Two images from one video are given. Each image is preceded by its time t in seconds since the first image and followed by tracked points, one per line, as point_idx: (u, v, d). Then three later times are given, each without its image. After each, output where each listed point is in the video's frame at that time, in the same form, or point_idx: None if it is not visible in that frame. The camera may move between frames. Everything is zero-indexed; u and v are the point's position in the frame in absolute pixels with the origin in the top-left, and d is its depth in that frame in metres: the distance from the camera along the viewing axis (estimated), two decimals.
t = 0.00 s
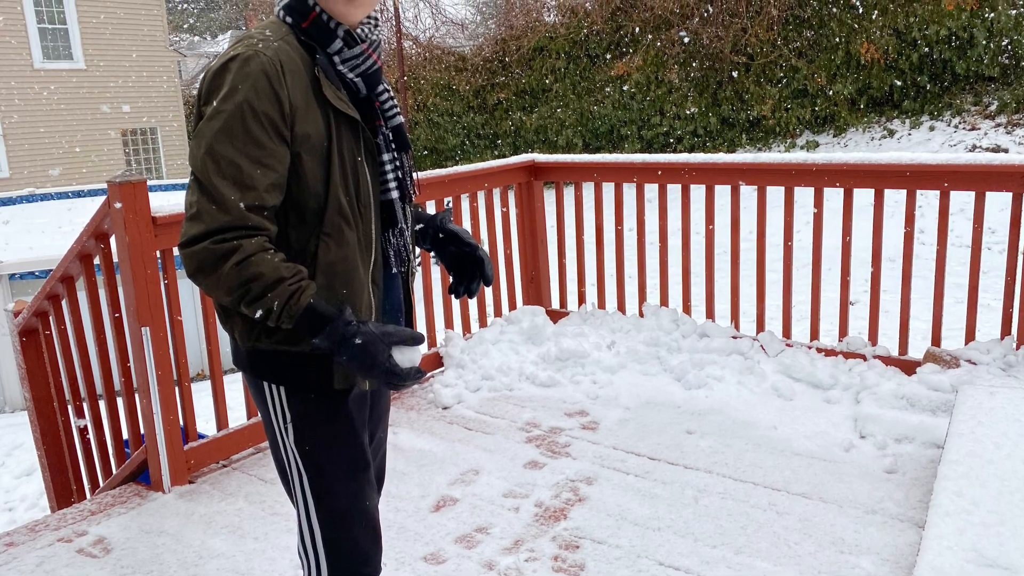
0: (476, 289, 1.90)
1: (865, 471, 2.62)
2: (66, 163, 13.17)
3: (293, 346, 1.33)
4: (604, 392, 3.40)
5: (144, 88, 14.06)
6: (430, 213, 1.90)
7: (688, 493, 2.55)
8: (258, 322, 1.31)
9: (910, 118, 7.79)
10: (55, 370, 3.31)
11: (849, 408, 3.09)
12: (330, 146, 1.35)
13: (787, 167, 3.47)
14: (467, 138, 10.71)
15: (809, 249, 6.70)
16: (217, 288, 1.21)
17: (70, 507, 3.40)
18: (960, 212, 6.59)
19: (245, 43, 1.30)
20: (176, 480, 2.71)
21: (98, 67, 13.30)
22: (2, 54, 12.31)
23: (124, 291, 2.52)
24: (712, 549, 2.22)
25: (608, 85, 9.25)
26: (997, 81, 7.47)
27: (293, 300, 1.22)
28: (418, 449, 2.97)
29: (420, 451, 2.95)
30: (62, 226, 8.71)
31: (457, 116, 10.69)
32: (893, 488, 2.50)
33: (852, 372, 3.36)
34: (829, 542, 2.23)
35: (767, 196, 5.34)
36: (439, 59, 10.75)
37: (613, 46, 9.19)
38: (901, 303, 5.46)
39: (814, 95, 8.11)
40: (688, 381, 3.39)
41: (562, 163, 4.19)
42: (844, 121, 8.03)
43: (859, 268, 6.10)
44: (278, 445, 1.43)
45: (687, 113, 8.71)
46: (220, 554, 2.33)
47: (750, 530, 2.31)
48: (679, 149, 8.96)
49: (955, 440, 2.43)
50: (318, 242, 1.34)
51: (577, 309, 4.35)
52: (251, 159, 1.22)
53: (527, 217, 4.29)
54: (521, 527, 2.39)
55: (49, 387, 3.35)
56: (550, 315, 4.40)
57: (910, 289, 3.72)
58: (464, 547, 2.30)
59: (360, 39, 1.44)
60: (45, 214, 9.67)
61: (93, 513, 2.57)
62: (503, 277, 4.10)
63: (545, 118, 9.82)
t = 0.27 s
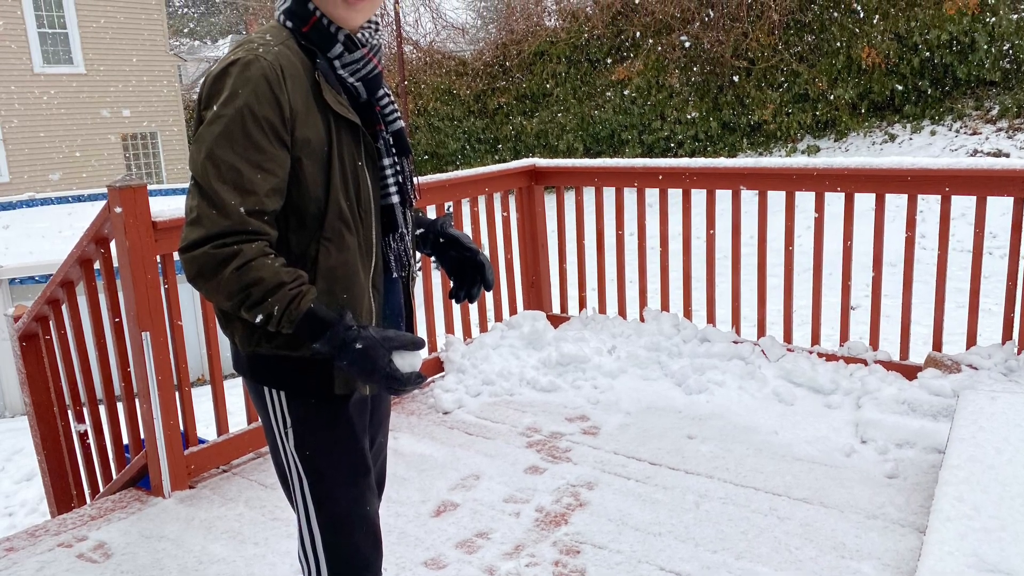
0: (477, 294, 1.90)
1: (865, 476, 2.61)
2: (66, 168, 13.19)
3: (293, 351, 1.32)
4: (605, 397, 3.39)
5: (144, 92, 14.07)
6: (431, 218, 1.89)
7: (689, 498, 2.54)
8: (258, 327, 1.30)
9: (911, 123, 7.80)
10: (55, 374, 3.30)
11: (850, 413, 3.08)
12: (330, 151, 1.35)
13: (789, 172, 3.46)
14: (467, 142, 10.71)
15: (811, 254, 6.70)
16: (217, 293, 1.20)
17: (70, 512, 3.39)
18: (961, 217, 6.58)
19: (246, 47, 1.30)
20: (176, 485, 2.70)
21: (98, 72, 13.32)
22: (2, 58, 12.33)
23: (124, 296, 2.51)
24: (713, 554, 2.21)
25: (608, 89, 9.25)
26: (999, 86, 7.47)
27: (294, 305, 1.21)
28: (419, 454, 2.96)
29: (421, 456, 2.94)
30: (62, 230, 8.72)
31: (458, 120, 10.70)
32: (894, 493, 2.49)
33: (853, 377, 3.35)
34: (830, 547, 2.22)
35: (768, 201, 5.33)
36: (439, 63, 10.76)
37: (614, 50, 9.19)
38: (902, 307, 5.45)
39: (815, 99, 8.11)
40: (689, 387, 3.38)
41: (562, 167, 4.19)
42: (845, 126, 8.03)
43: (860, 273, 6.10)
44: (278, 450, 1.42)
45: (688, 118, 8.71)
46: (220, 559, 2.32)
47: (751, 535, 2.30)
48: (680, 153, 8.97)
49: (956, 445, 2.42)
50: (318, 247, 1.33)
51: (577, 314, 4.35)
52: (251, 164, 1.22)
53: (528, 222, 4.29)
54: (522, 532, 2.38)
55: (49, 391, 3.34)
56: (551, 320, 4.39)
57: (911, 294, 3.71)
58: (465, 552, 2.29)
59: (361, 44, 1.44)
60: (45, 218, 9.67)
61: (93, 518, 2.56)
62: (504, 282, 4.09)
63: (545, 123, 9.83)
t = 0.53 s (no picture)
0: (477, 299, 1.89)
1: (866, 481, 2.60)
2: (66, 173, 13.20)
3: (294, 355, 1.31)
4: (606, 401, 3.38)
5: (144, 97, 14.09)
6: (431, 223, 1.89)
7: (690, 503, 2.52)
8: (258, 331, 1.29)
9: (912, 128, 7.81)
10: (55, 379, 3.29)
11: (851, 418, 3.07)
12: (331, 156, 1.35)
13: (789, 176, 3.46)
14: (467, 147, 10.73)
15: (811, 258, 6.70)
16: (217, 297, 1.19)
17: (70, 517, 3.38)
18: (963, 221, 6.59)
19: (246, 52, 1.30)
20: (176, 490, 2.69)
21: (98, 77, 13.35)
22: (2, 63, 12.35)
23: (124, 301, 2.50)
24: (714, 559, 2.20)
25: (609, 94, 9.25)
26: (1000, 90, 7.48)
27: (294, 310, 1.21)
28: (419, 459, 2.95)
29: (422, 461, 2.93)
30: (62, 235, 8.72)
31: (459, 125, 10.71)
32: (895, 499, 2.48)
33: (855, 382, 3.34)
34: (831, 552, 2.21)
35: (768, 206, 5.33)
36: (439, 67, 10.78)
37: (615, 55, 9.19)
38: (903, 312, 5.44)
39: (816, 104, 8.11)
40: (689, 392, 3.37)
41: (562, 172, 4.18)
42: (846, 131, 8.03)
43: (861, 278, 6.10)
44: (279, 455, 1.41)
45: (689, 123, 8.71)
46: (221, 564, 2.31)
47: (752, 540, 2.29)
48: (681, 158, 8.99)
49: (957, 450, 2.41)
50: (319, 251, 1.33)
51: (578, 319, 4.34)
52: (251, 168, 1.21)
53: (528, 226, 4.28)
54: (523, 537, 2.37)
55: (49, 397, 3.34)
56: (551, 325, 4.39)
57: (912, 300, 3.70)
58: (465, 557, 2.28)
59: (361, 48, 1.43)
60: (45, 223, 9.68)
61: (93, 524, 2.55)
62: (504, 287, 4.08)
63: (546, 127, 9.83)
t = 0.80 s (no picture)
0: (477, 304, 1.88)
1: (867, 486, 2.59)
2: (66, 177, 13.21)
3: (294, 360, 1.31)
4: (607, 406, 3.37)
5: (145, 101, 14.11)
6: (432, 228, 1.88)
7: (691, 508, 2.51)
8: (258, 336, 1.29)
9: (914, 132, 7.81)
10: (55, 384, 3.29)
11: (852, 423, 3.06)
12: (331, 161, 1.34)
13: (791, 181, 3.45)
14: (468, 152, 10.74)
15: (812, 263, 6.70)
16: (218, 303, 1.19)
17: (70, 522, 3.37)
18: (964, 226, 6.58)
19: (246, 56, 1.29)
20: (177, 495, 2.68)
21: (98, 81, 13.36)
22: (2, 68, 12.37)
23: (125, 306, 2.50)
24: (715, 564, 2.19)
25: (610, 98, 9.26)
26: (1001, 95, 7.48)
27: (295, 314, 1.20)
28: (420, 464, 2.94)
29: (422, 466, 2.92)
30: (62, 240, 8.72)
31: (459, 129, 10.71)
32: (896, 503, 2.47)
33: (856, 386, 3.33)
34: (832, 557, 2.19)
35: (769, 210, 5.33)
36: (440, 72, 10.78)
37: (616, 59, 9.21)
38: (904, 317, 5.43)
39: (816, 108, 8.12)
40: (690, 396, 3.36)
41: (563, 177, 4.18)
42: (847, 135, 8.04)
43: (863, 282, 6.10)
44: (280, 460, 1.41)
45: (691, 127, 8.72)
46: (221, 569, 2.30)
47: (753, 545, 2.28)
48: (682, 162, 9.00)
49: (958, 455, 2.40)
50: (320, 256, 1.32)
51: (579, 324, 4.34)
52: (252, 173, 1.21)
53: (529, 231, 4.28)
54: (524, 542, 2.36)
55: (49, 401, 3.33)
56: (552, 330, 4.38)
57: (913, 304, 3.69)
58: (466, 562, 2.27)
59: (361, 53, 1.43)
60: (46, 228, 9.68)
61: (93, 529, 2.55)
62: (506, 292, 4.07)
63: (547, 132, 9.82)
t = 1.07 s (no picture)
0: (478, 308, 1.88)
1: (868, 491, 2.58)
2: (66, 182, 13.22)
3: (295, 365, 1.30)
4: (607, 411, 3.36)
5: (145, 106, 14.13)
6: (432, 232, 1.88)
7: (691, 513, 2.50)
8: (258, 341, 1.28)
9: (915, 136, 7.81)
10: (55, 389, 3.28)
11: (853, 428, 3.05)
12: (332, 166, 1.34)
13: (792, 186, 3.45)
14: (468, 156, 10.74)
15: (813, 268, 6.70)
16: (218, 307, 1.18)
17: (70, 527, 3.37)
18: (965, 230, 6.58)
19: (247, 61, 1.29)
20: (177, 500, 2.67)
21: (98, 85, 13.38)
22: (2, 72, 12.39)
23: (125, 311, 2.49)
24: (716, 569, 2.18)
25: (611, 103, 9.27)
26: (1002, 99, 7.47)
27: (296, 319, 1.20)
28: (420, 469, 2.93)
29: (422, 471, 2.91)
30: (62, 244, 8.72)
31: (460, 134, 10.72)
32: (897, 509, 2.46)
33: (857, 391, 3.32)
34: (833, 562, 2.18)
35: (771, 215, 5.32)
36: (440, 76, 10.80)
37: (617, 64, 9.21)
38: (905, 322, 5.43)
39: (817, 113, 8.11)
40: (691, 401, 3.35)
41: (564, 181, 4.17)
42: (848, 140, 8.05)
43: (863, 287, 6.10)
44: (281, 466, 1.40)
45: (692, 131, 8.73)
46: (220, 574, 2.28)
47: (754, 550, 2.27)
48: (682, 167, 9.00)
49: (959, 459, 2.39)
50: (320, 261, 1.32)
51: (580, 328, 4.34)
52: (252, 178, 1.20)
53: (530, 236, 4.27)
54: (524, 547, 2.35)
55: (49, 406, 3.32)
56: (554, 335, 4.38)
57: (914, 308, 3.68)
58: (466, 567, 2.26)
59: (362, 57, 1.43)
60: (46, 232, 9.68)
61: (93, 534, 2.54)
62: (506, 297, 4.06)
63: (547, 136, 9.82)
